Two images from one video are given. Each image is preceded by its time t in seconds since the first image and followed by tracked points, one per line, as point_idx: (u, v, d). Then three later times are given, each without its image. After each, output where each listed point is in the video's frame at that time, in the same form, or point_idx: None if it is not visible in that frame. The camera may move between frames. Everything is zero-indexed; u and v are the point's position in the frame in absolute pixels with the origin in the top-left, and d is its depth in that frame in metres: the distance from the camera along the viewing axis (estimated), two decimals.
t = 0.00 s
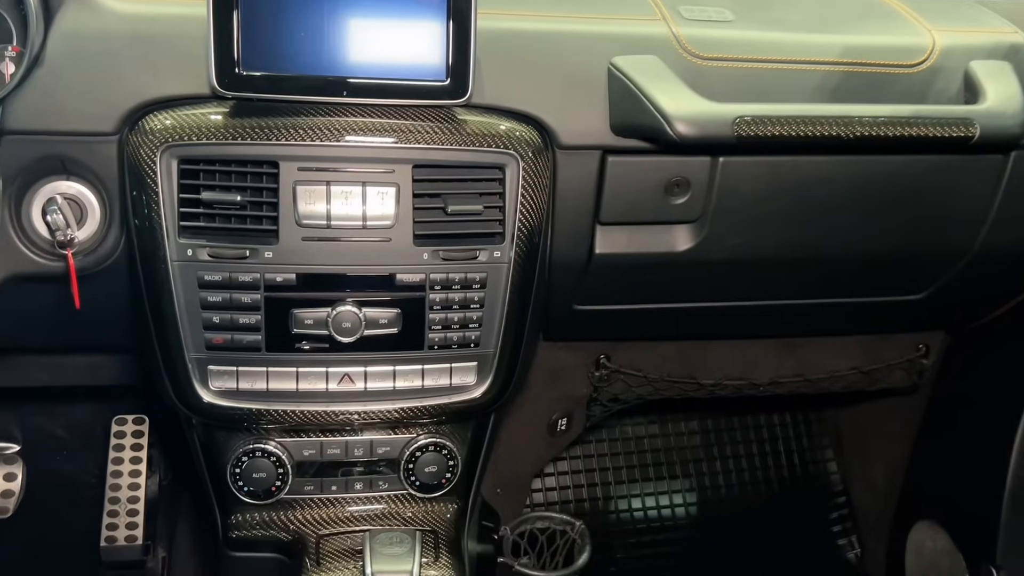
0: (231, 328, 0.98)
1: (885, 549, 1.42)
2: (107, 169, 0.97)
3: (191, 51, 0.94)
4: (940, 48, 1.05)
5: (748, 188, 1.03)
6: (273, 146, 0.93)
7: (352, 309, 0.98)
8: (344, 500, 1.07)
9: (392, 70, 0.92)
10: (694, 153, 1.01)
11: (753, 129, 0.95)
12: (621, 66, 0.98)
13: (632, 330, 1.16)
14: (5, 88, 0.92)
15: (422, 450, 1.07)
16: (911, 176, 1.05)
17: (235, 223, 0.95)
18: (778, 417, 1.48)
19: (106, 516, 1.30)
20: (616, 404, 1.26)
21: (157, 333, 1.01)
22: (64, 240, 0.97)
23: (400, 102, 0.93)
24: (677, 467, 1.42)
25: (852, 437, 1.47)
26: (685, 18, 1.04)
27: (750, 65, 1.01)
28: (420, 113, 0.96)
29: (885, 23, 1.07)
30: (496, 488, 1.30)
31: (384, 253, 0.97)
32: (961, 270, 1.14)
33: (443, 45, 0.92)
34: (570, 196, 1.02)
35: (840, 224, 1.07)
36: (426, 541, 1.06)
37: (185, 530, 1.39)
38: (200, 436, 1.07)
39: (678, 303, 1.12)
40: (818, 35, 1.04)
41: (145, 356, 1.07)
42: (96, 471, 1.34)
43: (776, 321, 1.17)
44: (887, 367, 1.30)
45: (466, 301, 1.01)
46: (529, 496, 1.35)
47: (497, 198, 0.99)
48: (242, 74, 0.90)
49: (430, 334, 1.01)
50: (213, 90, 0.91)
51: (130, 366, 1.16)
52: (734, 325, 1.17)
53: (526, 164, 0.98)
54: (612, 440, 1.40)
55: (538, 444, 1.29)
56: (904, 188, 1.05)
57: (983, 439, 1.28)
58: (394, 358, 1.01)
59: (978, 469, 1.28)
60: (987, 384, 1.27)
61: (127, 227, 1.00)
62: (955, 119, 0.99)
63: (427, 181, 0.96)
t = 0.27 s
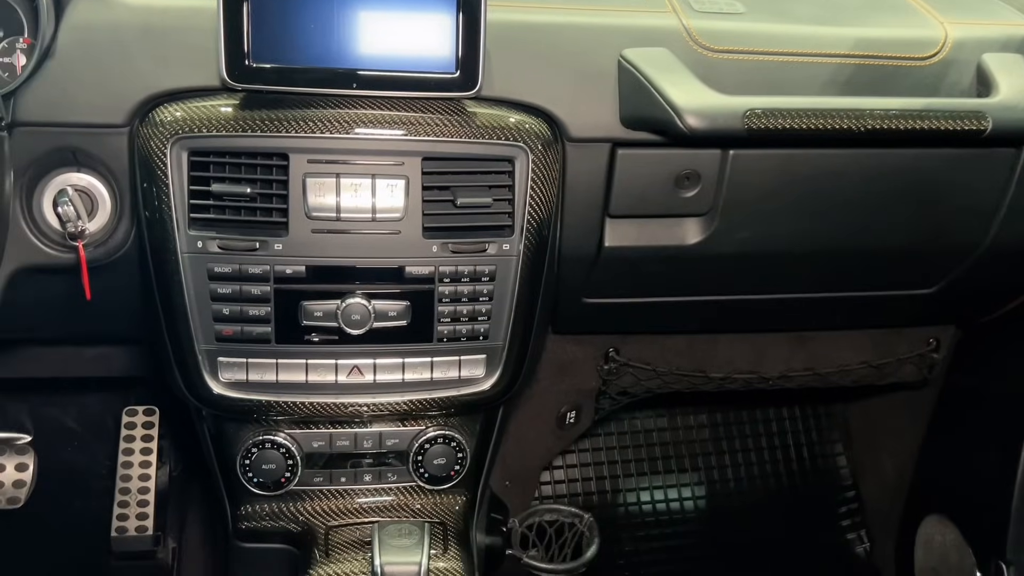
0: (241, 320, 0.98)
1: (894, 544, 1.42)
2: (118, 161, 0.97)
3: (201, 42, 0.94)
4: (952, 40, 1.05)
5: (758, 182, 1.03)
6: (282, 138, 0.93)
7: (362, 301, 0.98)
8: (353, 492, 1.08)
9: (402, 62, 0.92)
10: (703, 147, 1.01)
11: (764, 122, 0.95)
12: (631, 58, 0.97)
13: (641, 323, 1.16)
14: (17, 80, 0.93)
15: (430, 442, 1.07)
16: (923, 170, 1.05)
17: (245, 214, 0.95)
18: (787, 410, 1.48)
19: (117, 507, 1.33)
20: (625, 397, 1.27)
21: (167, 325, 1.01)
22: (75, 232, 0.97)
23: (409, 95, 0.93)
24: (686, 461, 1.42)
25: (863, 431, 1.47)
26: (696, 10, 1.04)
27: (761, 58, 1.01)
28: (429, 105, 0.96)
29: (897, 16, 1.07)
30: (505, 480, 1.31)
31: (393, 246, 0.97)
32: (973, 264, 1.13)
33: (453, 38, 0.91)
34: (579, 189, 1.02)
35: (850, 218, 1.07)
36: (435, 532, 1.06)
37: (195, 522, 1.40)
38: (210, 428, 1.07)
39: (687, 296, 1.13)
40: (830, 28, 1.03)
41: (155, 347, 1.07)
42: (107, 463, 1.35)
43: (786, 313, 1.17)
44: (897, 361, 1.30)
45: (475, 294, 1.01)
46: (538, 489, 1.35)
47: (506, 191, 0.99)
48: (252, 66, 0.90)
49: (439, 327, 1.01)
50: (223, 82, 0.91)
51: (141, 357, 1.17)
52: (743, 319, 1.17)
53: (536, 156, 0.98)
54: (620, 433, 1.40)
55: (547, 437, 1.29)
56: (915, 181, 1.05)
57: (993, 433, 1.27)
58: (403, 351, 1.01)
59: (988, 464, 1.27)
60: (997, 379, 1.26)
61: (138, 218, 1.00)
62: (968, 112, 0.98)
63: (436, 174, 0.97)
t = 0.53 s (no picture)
0: (247, 314, 0.99)
1: (900, 539, 1.42)
2: (125, 155, 0.98)
3: (207, 37, 0.94)
4: (960, 35, 1.04)
5: (765, 177, 1.03)
6: (288, 133, 0.93)
7: (367, 296, 0.98)
8: (358, 485, 1.08)
9: (408, 57, 0.92)
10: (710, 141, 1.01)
11: (771, 117, 0.95)
12: (637, 53, 0.98)
13: (646, 318, 1.17)
14: (25, 73, 0.93)
15: (436, 437, 1.07)
16: (930, 166, 1.04)
17: (252, 209, 0.95)
18: (793, 405, 1.49)
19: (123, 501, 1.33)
20: (630, 392, 1.27)
21: (175, 319, 1.01)
22: (82, 226, 0.97)
23: (415, 89, 0.93)
24: (691, 455, 1.43)
25: (869, 427, 1.48)
26: (703, 4, 1.04)
27: (767, 52, 1.01)
28: (436, 100, 0.96)
29: (905, 11, 1.07)
30: (511, 475, 1.31)
31: (399, 240, 0.97)
32: (980, 259, 1.13)
33: (460, 33, 0.92)
34: (585, 184, 1.02)
35: (856, 214, 1.07)
36: (440, 527, 1.07)
37: (203, 517, 1.41)
38: (216, 422, 1.08)
39: (692, 292, 1.13)
40: (838, 22, 1.03)
41: (161, 341, 1.07)
42: (114, 455, 1.36)
43: (792, 308, 1.17)
44: (903, 357, 1.30)
45: (481, 289, 1.01)
46: (543, 484, 1.35)
47: (512, 186, 0.99)
48: (259, 61, 0.90)
49: (445, 322, 1.02)
50: (229, 77, 0.91)
51: (147, 351, 1.17)
52: (748, 314, 1.17)
53: (542, 151, 0.98)
54: (626, 427, 1.42)
55: (552, 431, 1.29)
56: (922, 176, 1.05)
57: (999, 428, 1.27)
58: (408, 345, 1.01)
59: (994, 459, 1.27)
60: (1003, 374, 1.26)
61: (145, 213, 1.00)
62: (976, 107, 0.98)
63: (442, 169, 0.97)
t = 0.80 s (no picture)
0: (252, 308, 0.98)
1: (906, 534, 1.41)
2: (130, 148, 0.97)
3: (212, 29, 0.93)
4: (970, 28, 1.04)
5: (772, 171, 1.02)
6: (294, 126, 0.93)
7: (373, 290, 0.98)
8: (362, 480, 1.07)
9: (414, 50, 0.92)
10: (719, 135, 1.00)
11: (779, 110, 0.94)
12: (644, 46, 0.97)
13: (653, 313, 1.16)
14: (29, 66, 0.93)
15: (441, 431, 1.07)
16: (937, 160, 1.04)
17: (257, 202, 0.95)
18: (800, 401, 1.48)
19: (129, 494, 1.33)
20: (635, 386, 1.27)
21: (178, 313, 1.01)
22: (87, 219, 0.97)
23: (421, 82, 0.93)
24: (697, 451, 1.43)
25: (875, 422, 1.47)
26: None
27: (776, 45, 1.00)
28: (442, 93, 0.96)
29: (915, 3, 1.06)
30: (515, 469, 1.31)
31: (405, 234, 0.97)
32: (988, 255, 1.13)
33: (466, 26, 0.91)
34: (591, 178, 1.02)
35: (863, 208, 1.06)
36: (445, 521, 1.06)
37: (207, 507, 1.42)
38: (221, 415, 1.08)
39: (699, 286, 1.12)
40: (846, 15, 1.02)
41: (166, 334, 1.07)
42: (119, 449, 1.36)
43: (798, 303, 1.17)
44: (909, 352, 1.29)
45: (486, 283, 1.01)
46: (548, 478, 1.35)
47: (518, 179, 0.98)
48: (264, 54, 0.90)
49: (450, 316, 1.01)
50: (234, 69, 0.91)
51: (151, 345, 1.17)
52: (755, 309, 1.17)
53: (548, 145, 0.98)
54: (632, 422, 1.41)
55: (558, 426, 1.29)
56: (929, 171, 1.04)
57: (1007, 425, 1.26)
58: (413, 340, 1.01)
59: (1002, 456, 1.26)
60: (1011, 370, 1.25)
61: (149, 206, 1.00)
62: (986, 101, 0.97)
63: (448, 162, 0.96)
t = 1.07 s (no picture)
0: (259, 303, 0.98)
1: (913, 531, 1.41)
2: (136, 143, 0.97)
3: (219, 24, 0.93)
4: (978, 24, 1.03)
5: (779, 167, 1.02)
6: (301, 121, 0.93)
7: (379, 285, 0.98)
8: (369, 475, 1.07)
9: (420, 45, 0.92)
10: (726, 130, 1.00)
11: (786, 106, 0.93)
12: (652, 40, 0.97)
13: (659, 309, 1.16)
14: (37, 60, 0.93)
15: (447, 426, 1.07)
16: (945, 156, 1.04)
17: (264, 197, 0.95)
18: (806, 397, 1.48)
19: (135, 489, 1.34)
20: (642, 382, 1.26)
21: (185, 307, 1.01)
22: (94, 214, 0.97)
23: (427, 78, 0.93)
24: (703, 447, 1.43)
25: (881, 419, 1.47)
26: None
27: (785, 41, 1.00)
28: (449, 88, 0.95)
29: None
30: (521, 465, 1.31)
31: (411, 230, 0.97)
32: (994, 252, 1.14)
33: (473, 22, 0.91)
34: (597, 174, 1.02)
35: (870, 204, 1.06)
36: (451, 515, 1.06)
37: (214, 502, 1.41)
38: (228, 410, 1.08)
39: (705, 282, 1.12)
40: (855, 10, 1.02)
41: (173, 328, 1.07)
42: (125, 443, 1.37)
43: (805, 300, 1.17)
44: (916, 349, 1.29)
45: (493, 278, 1.01)
46: (554, 475, 1.35)
47: (524, 175, 0.98)
48: (271, 49, 0.90)
49: (457, 311, 1.01)
50: (241, 64, 0.91)
51: (158, 340, 1.17)
52: (762, 305, 1.17)
53: (555, 141, 0.98)
54: (637, 419, 1.41)
55: (564, 422, 1.29)
56: (937, 167, 1.04)
57: (1014, 422, 1.26)
58: (420, 335, 1.01)
59: (1008, 453, 1.26)
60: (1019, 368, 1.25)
61: (156, 202, 1.00)
62: (994, 97, 0.97)
63: (454, 157, 0.97)
